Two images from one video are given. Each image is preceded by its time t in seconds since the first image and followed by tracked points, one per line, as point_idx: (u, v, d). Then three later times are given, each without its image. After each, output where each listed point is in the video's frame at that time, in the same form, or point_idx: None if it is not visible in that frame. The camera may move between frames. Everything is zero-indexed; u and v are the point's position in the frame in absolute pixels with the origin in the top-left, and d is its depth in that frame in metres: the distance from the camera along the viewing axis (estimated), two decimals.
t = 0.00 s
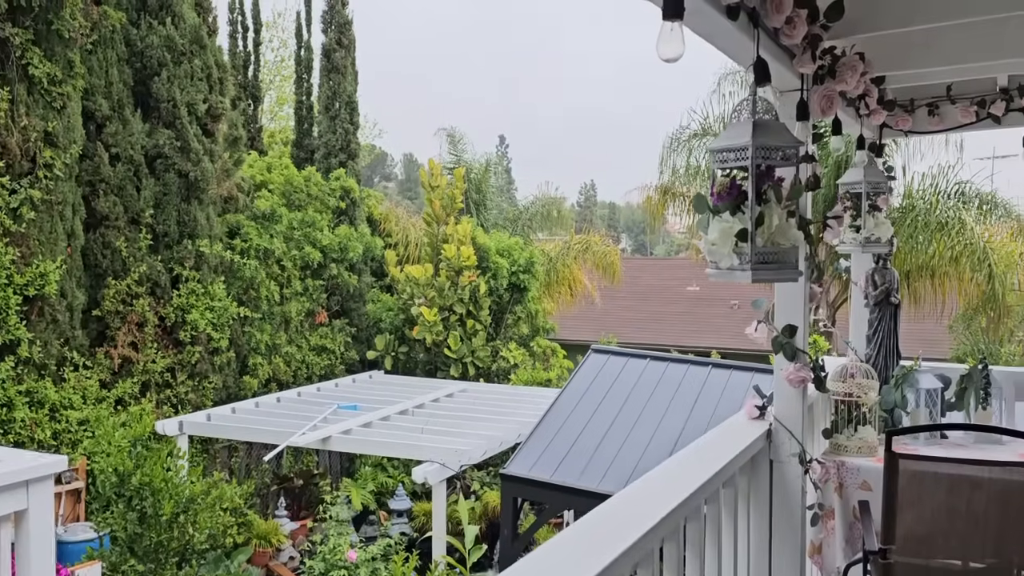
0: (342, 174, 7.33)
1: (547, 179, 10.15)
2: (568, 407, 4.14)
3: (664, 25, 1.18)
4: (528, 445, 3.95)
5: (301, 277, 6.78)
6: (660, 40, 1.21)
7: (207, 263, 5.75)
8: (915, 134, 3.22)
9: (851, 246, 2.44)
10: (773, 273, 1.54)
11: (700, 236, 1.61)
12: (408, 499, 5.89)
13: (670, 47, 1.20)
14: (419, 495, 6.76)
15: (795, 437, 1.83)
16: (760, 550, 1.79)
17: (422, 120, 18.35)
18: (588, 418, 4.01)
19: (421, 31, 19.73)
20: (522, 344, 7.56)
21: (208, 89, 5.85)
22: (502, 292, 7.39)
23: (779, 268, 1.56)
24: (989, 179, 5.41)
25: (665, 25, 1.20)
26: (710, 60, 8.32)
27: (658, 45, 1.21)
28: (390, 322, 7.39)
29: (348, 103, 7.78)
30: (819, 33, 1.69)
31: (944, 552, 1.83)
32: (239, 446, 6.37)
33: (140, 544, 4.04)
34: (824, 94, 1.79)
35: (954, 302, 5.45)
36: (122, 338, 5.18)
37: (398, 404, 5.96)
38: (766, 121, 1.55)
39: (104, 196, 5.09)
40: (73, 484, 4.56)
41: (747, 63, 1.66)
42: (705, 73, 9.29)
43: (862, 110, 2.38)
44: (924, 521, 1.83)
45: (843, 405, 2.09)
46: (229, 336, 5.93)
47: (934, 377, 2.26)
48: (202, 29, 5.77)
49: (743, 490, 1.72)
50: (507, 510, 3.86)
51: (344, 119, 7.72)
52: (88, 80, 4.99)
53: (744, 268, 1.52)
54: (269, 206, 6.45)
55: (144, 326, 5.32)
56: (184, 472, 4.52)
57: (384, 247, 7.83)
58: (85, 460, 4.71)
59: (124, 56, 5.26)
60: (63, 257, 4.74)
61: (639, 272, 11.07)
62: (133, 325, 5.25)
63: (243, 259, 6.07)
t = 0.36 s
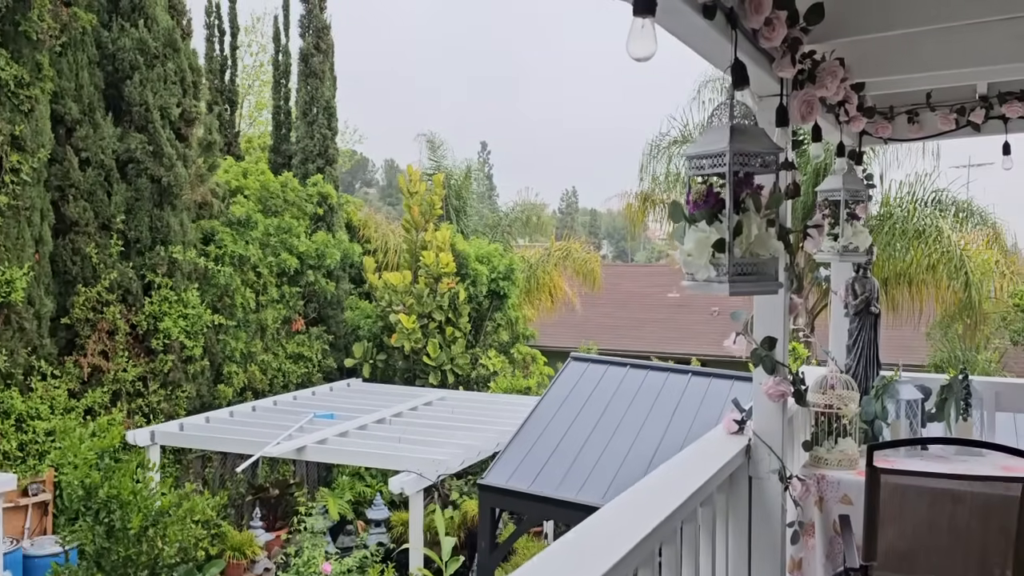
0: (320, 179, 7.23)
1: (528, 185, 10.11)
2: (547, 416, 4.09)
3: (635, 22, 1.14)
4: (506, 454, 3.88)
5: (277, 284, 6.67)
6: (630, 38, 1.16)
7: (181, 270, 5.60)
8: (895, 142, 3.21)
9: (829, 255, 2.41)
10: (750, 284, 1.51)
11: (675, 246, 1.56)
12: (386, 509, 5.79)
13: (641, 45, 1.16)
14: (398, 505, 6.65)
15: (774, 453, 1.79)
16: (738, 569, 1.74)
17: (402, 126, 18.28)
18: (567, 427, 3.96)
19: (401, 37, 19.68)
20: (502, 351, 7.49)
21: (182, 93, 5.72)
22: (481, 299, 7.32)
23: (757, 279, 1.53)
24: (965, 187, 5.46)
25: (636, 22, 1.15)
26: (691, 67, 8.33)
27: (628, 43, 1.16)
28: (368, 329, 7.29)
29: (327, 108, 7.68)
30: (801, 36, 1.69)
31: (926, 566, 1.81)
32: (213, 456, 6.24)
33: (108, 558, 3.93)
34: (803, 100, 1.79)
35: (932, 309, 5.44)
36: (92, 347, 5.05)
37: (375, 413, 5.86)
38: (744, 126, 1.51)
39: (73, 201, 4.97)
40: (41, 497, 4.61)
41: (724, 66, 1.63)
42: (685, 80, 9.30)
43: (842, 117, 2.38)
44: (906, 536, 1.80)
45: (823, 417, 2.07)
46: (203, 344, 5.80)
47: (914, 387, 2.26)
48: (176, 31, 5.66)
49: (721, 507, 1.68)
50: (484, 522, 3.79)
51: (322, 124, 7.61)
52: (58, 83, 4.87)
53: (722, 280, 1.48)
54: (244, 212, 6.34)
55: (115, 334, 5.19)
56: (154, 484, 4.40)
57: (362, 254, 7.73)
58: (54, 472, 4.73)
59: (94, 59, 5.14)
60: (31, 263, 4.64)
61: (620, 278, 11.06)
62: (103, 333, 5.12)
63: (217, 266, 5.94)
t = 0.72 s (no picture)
0: (297, 185, 7.13)
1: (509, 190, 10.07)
2: (526, 423, 4.04)
3: (604, 20, 1.11)
4: (485, 462, 3.82)
5: (254, 290, 6.56)
6: (600, 36, 1.12)
7: (155, 276, 5.47)
8: (875, 147, 3.21)
9: (810, 261, 2.39)
10: (729, 296, 1.46)
11: (651, 257, 1.53)
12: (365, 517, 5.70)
13: (610, 44, 1.12)
14: (376, 514, 6.56)
15: (754, 468, 1.75)
16: None
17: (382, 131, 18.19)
18: (547, 435, 3.92)
19: (381, 42, 19.58)
20: (482, 357, 7.42)
21: (156, 97, 5.61)
22: (461, 305, 7.25)
23: (736, 291, 1.49)
24: (942, 193, 5.52)
25: (606, 19, 1.11)
26: (671, 73, 8.34)
27: (597, 42, 1.13)
28: (346, 336, 7.20)
29: (305, 112, 7.58)
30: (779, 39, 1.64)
31: None
32: (187, 465, 6.10)
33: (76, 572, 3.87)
34: (784, 104, 1.71)
35: (910, 314, 5.47)
36: (62, 355, 4.91)
37: (352, 421, 5.77)
38: (721, 131, 1.49)
39: (43, 206, 4.86)
40: (6, 510, 4.17)
41: (702, 69, 1.59)
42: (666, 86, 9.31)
43: (822, 122, 2.36)
44: (888, 550, 1.77)
45: (803, 428, 2.05)
46: (178, 352, 5.68)
47: (894, 398, 2.28)
48: (150, 34, 5.55)
49: (699, 525, 1.64)
50: (462, 532, 3.72)
51: (300, 128, 7.51)
52: (27, 85, 4.75)
53: (699, 292, 1.44)
54: (220, 218, 6.22)
55: (86, 342, 5.06)
56: (125, 495, 4.29)
57: (341, 259, 7.64)
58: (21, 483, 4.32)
59: (65, 62, 5.03)
60: None
61: (601, 284, 11.04)
62: (74, 341, 4.99)
63: (192, 272, 5.82)
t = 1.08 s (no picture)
0: (265, 191, 7.01)
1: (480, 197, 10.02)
2: (498, 432, 3.98)
3: (575, 13, 1.08)
4: (457, 472, 3.76)
5: (220, 298, 6.40)
6: (568, 30, 1.09)
7: (117, 285, 5.32)
8: (849, 153, 3.22)
9: (785, 269, 2.37)
10: (706, 308, 1.43)
11: (624, 266, 1.49)
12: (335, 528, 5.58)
13: (579, 39, 1.09)
14: (347, 525, 6.45)
15: (731, 483, 1.72)
16: None
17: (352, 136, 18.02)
18: (520, 443, 3.87)
19: (351, 46, 19.41)
20: (453, 365, 7.35)
21: (118, 102, 5.47)
22: (432, 312, 7.16)
23: (713, 303, 1.46)
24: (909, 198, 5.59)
25: (575, 13, 1.09)
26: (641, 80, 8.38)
27: (565, 36, 1.10)
28: (315, 344, 7.08)
29: (272, 117, 7.44)
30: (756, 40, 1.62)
31: None
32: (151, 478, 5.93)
33: None
34: (759, 107, 1.69)
35: (879, 318, 5.52)
36: (21, 367, 4.71)
37: (322, 432, 5.65)
38: (697, 134, 1.45)
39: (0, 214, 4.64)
40: None
41: (676, 69, 1.56)
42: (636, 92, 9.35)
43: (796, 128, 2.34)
44: (866, 562, 1.74)
45: (778, 438, 2.02)
46: (142, 362, 5.52)
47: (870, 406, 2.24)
48: (112, 37, 5.40)
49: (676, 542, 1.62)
50: (433, 544, 3.65)
51: (267, 134, 7.37)
52: None
53: (675, 302, 1.40)
54: (186, 225, 6.06)
55: (46, 353, 4.88)
56: (85, 511, 4.13)
57: (310, 267, 7.52)
58: None
59: (23, 65, 4.84)
60: None
61: (572, 290, 11.04)
62: (32, 352, 4.80)
63: (156, 281, 5.66)
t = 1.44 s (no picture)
0: (224, 197, 6.84)
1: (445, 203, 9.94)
2: (466, 441, 3.90)
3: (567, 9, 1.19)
4: (423, 483, 3.68)
5: (178, 308, 6.23)
6: (560, 23, 1.20)
7: (71, 294, 5.12)
8: (822, 156, 3.22)
9: (762, 275, 2.34)
10: (696, 319, 1.36)
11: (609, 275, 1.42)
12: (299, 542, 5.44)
13: (569, 30, 1.20)
14: (310, 538, 6.30)
15: (715, 498, 1.70)
16: None
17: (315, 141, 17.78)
18: (488, 451, 3.80)
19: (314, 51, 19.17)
20: (418, 373, 7.24)
21: (71, 105, 5.28)
22: (396, 319, 7.04)
23: (704, 312, 1.37)
24: (870, 205, 5.69)
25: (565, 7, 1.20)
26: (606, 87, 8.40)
27: (555, 27, 1.21)
28: (277, 353, 6.93)
29: (232, 122, 7.27)
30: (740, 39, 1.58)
31: None
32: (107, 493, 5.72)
33: None
34: (741, 109, 1.68)
35: (841, 322, 5.60)
36: None
37: (283, 444, 5.50)
38: (687, 136, 1.41)
39: None
40: None
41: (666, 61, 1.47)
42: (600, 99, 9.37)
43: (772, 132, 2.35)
44: None
45: (756, 448, 2.00)
46: (97, 373, 5.32)
47: (845, 415, 2.28)
48: (65, 39, 5.22)
49: (657, 561, 1.57)
50: (400, 556, 3.56)
51: (227, 139, 7.20)
52: None
53: (664, 313, 1.33)
54: (143, 232, 5.86)
55: None
56: (37, 529, 3.95)
57: (271, 274, 7.37)
58: None
59: None
60: None
61: (537, 297, 11.01)
62: None
63: (112, 290, 5.46)
